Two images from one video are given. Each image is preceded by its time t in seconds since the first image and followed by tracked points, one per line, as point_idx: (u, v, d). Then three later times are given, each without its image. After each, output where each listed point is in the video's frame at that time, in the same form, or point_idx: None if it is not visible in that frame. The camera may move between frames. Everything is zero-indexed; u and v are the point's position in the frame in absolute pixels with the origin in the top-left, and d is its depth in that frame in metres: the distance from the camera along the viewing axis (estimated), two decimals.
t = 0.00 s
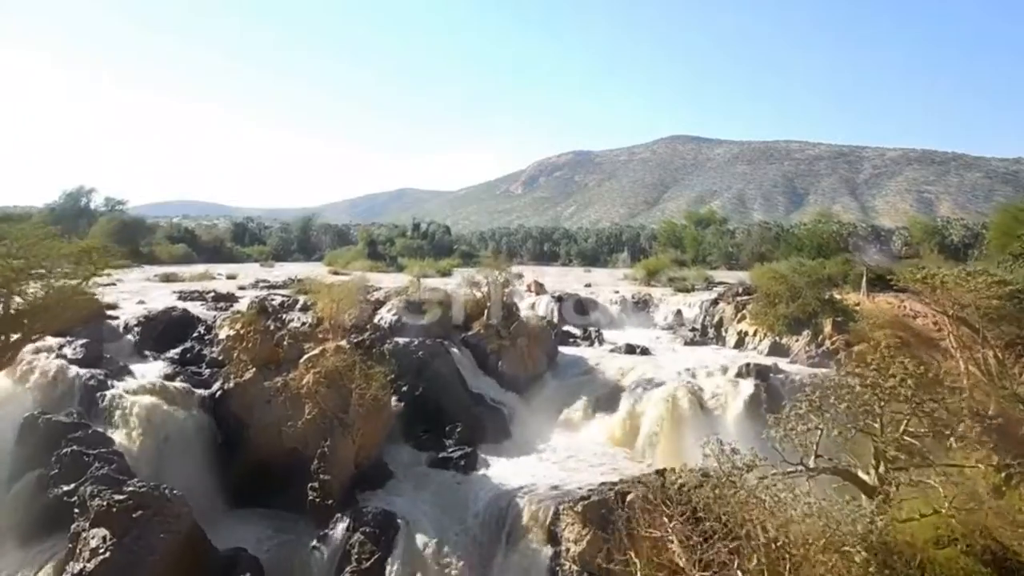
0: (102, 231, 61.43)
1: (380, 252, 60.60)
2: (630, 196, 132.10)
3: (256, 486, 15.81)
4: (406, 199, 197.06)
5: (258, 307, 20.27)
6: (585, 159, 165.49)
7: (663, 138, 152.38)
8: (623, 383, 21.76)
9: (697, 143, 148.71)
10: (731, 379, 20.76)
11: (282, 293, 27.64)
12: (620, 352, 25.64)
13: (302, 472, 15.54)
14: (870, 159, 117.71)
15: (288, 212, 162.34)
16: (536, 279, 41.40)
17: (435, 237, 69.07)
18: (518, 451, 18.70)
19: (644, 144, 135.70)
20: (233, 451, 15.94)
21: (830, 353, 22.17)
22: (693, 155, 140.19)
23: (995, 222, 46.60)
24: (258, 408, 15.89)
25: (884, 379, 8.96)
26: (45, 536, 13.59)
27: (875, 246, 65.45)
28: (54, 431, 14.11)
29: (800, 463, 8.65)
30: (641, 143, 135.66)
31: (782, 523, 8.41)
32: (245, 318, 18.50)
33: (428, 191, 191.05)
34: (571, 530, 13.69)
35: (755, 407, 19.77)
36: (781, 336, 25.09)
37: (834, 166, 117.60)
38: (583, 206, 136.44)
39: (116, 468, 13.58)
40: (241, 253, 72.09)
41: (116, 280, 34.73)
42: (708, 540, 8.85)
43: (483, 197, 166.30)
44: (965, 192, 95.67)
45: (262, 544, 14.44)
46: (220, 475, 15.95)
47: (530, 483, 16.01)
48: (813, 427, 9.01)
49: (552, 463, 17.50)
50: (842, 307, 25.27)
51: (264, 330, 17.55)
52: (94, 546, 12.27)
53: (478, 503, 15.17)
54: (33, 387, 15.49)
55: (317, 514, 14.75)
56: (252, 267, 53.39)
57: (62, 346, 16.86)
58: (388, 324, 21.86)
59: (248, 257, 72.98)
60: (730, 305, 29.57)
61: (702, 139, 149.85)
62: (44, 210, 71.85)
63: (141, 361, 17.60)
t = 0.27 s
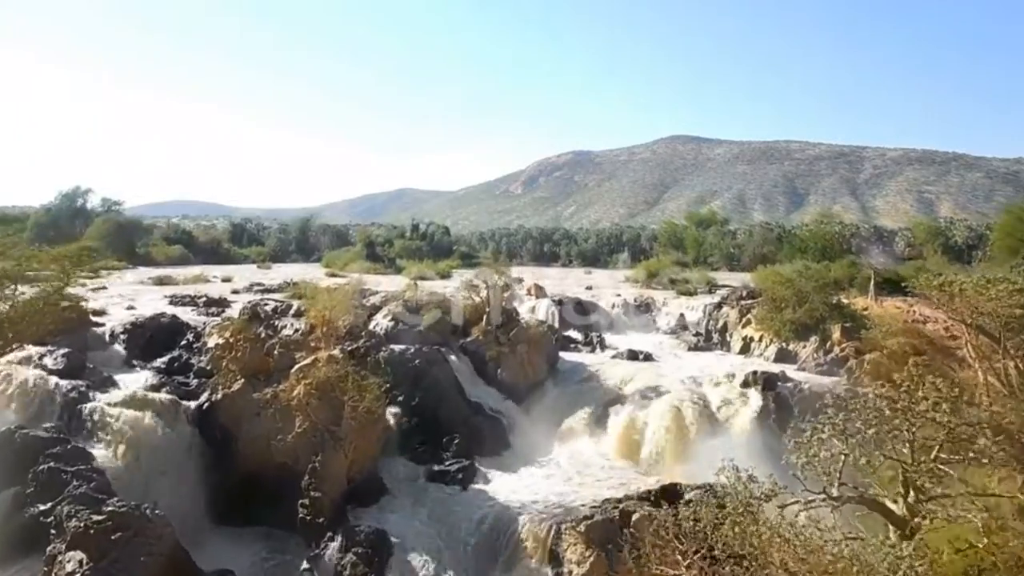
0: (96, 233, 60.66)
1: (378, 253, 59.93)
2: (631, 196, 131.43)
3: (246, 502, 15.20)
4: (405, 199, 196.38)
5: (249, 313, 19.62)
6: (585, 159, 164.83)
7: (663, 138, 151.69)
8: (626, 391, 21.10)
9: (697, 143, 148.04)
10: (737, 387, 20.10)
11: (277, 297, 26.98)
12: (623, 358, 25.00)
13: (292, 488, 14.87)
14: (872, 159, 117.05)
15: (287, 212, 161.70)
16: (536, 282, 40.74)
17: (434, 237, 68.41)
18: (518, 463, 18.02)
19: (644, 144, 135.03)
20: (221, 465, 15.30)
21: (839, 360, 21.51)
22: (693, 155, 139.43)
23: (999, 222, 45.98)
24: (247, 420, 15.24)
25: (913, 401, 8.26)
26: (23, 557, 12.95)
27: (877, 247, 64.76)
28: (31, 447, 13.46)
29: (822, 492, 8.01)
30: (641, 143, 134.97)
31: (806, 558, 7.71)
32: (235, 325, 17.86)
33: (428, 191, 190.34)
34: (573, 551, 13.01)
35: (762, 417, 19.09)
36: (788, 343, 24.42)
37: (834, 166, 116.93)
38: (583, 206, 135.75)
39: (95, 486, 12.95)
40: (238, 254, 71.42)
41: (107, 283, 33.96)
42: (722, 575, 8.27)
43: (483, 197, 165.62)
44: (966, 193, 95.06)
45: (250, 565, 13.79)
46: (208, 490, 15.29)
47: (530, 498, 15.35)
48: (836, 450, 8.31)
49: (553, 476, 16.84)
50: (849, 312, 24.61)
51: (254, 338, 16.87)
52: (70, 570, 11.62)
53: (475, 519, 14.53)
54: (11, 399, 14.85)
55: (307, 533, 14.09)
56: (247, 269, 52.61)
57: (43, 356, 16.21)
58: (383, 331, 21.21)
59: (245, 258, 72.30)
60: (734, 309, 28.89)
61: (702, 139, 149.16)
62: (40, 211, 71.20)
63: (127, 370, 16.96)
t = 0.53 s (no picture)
0: (91, 234, 59.85)
1: (376, 254, 59.18)
2: (630, 196, 130.68)
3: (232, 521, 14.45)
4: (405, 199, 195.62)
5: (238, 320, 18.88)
6: (585, 159, 164.08)
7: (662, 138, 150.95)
8: (630, 400, 20.35)
9: (697, 143, 147.28)
10: (746, 397, 19.36)
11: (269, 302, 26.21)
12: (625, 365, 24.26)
13: (280, 506, 14.11)
14: (873, 159, 116.35)
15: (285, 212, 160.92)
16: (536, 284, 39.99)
17: (432, 238, 67.67)
18: (518, 477, 17.27)
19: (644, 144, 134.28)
20: (205, 482, 14.54)
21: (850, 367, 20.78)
22: (693, 155, 138.63)
23: (1003, 223, 45.31)
24: (233, 435, 14.50)
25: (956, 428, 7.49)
26: None
27: (879, 247, 64.01)
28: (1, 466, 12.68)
29: (853, 527, 7.28)
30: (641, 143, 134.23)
31: None
32: (223, 333, 17.11)
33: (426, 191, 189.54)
34: None
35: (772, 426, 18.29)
36: (796, 349, 23.66)
37: (834, 166, 116.21)
38: (583, 206, 134.99)
39: (68, 509, 12.19)
40: (234, 255, 70.65)
41: (96, 287, 33.18)
42: None
43: (482, 197, 164.86)
44: (967, 193, 94.37)
45: None
46: (190, 508, 14.53)
47: (530, 517, 14.61)
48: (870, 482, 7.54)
49: (555, 492, 16.09)
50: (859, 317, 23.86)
51: (242, 346, 16.08)
52: None
53: (472, 538, 13.81)
54: None
55: (296, 555, 13.33)
56: (243, 271, 51.84)
57: (19, 367, 15.44)
58: (378, 338, 20.46)
59: (241, 258, 71.53)
60: (739, 314, 28.14)
61: (702, 139, 148.41)
62: (34, 211, 70.41)
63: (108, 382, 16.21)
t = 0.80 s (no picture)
0: (86, 234, 59.12)
1: (374, 255, 58.52)
2: (631, 196, 130.02)
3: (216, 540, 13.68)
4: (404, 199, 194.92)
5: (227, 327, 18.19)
6: (584, 159, 163.39)
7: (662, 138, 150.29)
8: (633, 408, 19.67)
9: (697, 143, 146.61)
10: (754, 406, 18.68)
11: (262, 305, 25.53)
12: (628, 371, 23.57)
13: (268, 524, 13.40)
14: (873, 159, 115.72)
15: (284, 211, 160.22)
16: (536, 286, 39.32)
17: (430, 239, 67.01)
18: (518, 489, 16.59)
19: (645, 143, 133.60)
20: (190, 498, 13.83)
21: (860, 375, 20.12)
22: (693, 155, 137.98)
23: (1007, 224, 44.66)
24: (219, 448, 13.82)
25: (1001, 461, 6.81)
26: None
27: (881, 248, 63.44)
28: None
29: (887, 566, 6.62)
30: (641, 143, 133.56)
31: None
32: (210, 340, 16.44)
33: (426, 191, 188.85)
34: None
35: (781, 436, 17.66)
36: (804, 354, 23.01)
37: (835, 166, 115.62)
38: (582, 206, 134.33)
39: (42, 529, 11.50)
40: (231, 255, 69.93)
41: (88, 288, 32.49)
42: None
43: (481, 197, 164.16)
44: (967, 193, 93.77)
45: None
46: (173, 525, 13.84)
47: (530, 534, 13.95)
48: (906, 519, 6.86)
49: (556, 506, 15.42)
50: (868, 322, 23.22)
51: (230, 355, 15.43)
52: None
53: (469, 560, 13.32)
54: None
55: None
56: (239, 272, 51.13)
57: None
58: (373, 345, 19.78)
59: (239, 259, 70.83)
60: (744, 317, 27.49)
61: (702, 139, 147.77)
62: (30, 211, 69.74)
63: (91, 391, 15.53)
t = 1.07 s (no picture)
0: (80, 234, 58.31)
1: (371, 256, 57.78)
2: (630, 196, 129.23)
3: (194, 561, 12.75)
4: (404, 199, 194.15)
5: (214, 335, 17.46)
6: (584, 158, 162.60)
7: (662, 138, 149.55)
8: (638, 417, 18.93)
9: (697, 143, 145.87)
10: (764, 415, 17.96)
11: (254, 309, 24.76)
12: (631, 376, 22.81)
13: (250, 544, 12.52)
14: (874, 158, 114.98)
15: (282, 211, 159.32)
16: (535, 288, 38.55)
17: (428, 239, 66.25)
18: (517, 503, 15.80)
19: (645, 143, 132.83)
20: (169, 515, 12.99)
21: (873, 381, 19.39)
22: (693, 154, 137.28)
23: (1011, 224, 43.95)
24: (201, 464, 13.04)
25: None
26: None
27: (883, 249, 62.73)
28: None
29: None
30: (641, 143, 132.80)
31: None
32: (195, 347, 15.67)
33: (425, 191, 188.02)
34: None
35: (792, 445, 16.90)
36: (813, 359, 22.23)
37: (835, 166, 114.90)
38: (582, 206, 133.54)
39: (8, 553, 10.72)
40: (227, 256, 69.10)
41: (77, 291, 31.71)
42: None
43: (480, 197, 163.33)
44: (967, 192, 93.09)
45: None
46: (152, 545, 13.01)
47: (530, 556, 13.19)
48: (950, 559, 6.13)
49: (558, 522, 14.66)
50: (879, 326, 22.44)
51: (215, 364, 14.66)
52: None
53: None
54: None
55: None
56: (235, 274, 50.46)
57: None
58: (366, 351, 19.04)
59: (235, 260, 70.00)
60: (749, 320, 26.70)
61: (702, 139, 147.03)
62: (25, 211, 68.91)
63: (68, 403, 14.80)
